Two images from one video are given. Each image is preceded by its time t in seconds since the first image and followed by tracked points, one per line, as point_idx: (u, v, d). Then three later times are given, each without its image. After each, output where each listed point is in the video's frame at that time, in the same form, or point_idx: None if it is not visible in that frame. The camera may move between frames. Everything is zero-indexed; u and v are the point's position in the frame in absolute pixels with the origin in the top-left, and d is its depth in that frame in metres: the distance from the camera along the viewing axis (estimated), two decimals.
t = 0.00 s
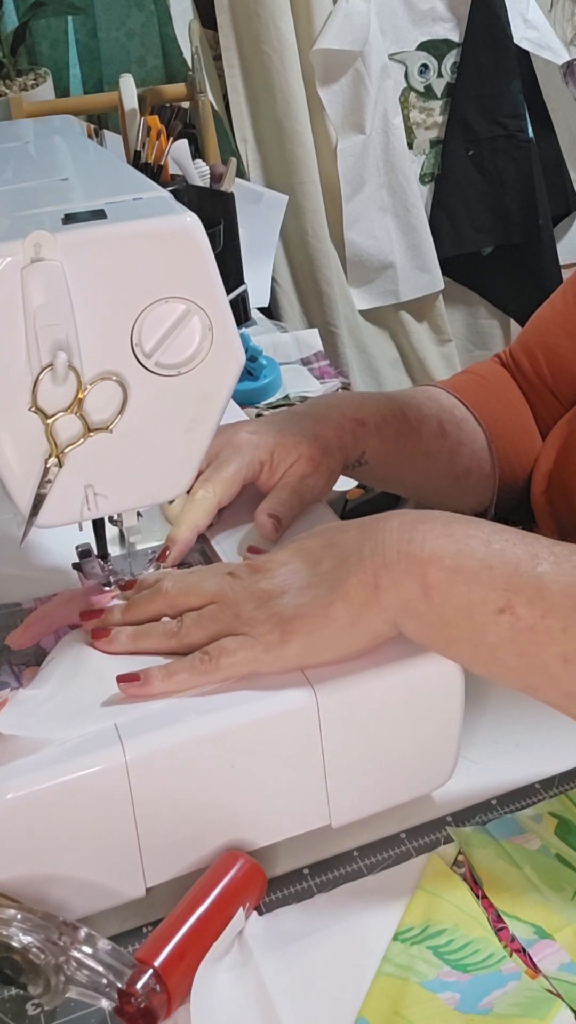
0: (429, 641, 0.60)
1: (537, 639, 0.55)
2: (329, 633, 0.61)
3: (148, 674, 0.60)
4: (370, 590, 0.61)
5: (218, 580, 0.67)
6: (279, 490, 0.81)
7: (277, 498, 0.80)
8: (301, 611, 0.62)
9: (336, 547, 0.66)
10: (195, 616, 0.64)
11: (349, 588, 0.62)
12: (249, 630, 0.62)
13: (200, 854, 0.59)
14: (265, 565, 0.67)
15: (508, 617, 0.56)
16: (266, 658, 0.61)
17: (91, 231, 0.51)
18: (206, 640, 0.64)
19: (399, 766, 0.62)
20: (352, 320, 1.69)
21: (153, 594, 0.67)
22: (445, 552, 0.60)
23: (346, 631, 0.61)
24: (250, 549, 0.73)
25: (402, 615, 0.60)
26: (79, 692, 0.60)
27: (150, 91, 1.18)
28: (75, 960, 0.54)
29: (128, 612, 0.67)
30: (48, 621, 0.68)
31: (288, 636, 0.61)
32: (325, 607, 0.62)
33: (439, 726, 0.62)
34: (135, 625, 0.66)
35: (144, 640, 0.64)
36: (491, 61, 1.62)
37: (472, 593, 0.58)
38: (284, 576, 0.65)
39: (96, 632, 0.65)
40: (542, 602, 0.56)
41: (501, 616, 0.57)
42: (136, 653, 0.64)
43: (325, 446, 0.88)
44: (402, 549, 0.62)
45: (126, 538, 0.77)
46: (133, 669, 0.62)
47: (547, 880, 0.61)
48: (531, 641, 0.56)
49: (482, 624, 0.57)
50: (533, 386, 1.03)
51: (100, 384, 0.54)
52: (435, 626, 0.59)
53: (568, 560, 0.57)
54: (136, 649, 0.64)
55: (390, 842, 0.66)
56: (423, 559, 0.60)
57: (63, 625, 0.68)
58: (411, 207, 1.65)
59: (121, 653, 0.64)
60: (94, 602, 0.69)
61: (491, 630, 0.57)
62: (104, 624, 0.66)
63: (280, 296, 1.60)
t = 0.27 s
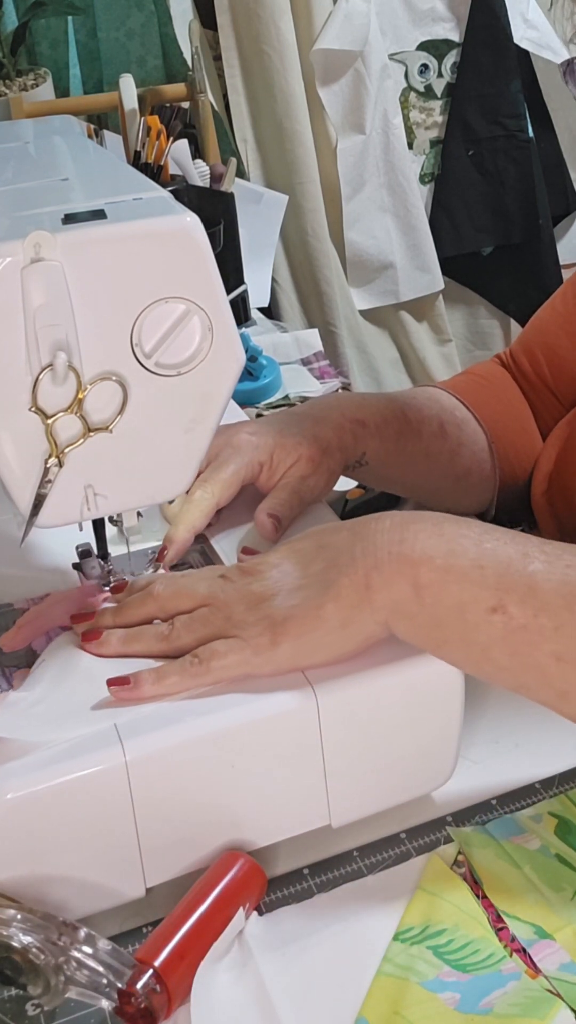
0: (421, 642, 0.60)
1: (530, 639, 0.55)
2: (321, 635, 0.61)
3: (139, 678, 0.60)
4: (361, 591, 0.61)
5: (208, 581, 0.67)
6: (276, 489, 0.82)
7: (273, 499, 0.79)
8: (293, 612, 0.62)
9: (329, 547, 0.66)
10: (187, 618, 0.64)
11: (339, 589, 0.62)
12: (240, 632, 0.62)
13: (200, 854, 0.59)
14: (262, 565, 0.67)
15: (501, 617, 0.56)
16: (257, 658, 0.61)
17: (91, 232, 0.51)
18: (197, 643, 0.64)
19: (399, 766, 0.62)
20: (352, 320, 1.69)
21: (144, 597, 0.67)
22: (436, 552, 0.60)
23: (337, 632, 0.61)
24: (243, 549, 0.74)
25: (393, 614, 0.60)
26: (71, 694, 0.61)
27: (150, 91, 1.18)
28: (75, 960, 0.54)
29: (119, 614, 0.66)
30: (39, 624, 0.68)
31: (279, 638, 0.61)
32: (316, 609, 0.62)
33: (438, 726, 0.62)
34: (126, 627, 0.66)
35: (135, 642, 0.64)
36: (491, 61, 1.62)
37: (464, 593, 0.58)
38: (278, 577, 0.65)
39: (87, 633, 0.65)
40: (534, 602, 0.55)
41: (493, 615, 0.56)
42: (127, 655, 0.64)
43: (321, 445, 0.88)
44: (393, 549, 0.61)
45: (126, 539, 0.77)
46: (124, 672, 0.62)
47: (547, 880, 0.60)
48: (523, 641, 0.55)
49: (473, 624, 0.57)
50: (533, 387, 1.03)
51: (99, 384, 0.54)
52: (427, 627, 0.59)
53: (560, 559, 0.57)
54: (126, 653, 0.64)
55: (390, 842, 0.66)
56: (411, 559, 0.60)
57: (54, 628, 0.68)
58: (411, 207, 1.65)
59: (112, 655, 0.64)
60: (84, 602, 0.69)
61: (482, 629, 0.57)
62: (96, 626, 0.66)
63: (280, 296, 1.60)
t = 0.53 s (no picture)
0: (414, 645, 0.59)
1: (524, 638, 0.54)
2: (313, 638, 0.61)
3: (129, 681, 0.60)
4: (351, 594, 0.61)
5: (199, 585, 0.67)
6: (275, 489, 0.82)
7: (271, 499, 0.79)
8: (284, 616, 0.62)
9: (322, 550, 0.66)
10: (178, 621, 0.65)
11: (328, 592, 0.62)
12: (231, 634, 0.62)
13: (200, 854, 0.59)
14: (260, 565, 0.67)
15: (494, 617, 0.55)
16: (251, 660, 0.60)
17: (91, 232, 0.51)
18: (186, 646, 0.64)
19: (399, 766, 0.62)
20: (352, 320, 1.69)
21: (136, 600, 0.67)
22: (428, 554, 0.60)
23: (328, 634, 0.61)
24: (238, 549, 0.74)
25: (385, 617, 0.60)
26: (61, 694, 0.61)
27: (150, 91, 1.18)
28: (75, 960, 0.54)
29: (111, 616, 0.66)
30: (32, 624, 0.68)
31: (270, 640, 0.61)
32: (306, 610, 0.62)
33: (436, 726, 0.62)
34: (117, 630, 0.66)
35: (126, 646, 0.64)
36: (491, 61, 1.62)
37: (456, 594, 0.57)
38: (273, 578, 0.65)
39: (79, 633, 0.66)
40: (527, 602, 0.55)
41: (487, 616, 0.56)
42: (119, 658, 0.64)
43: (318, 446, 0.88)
44: (385, 552, 0.62)
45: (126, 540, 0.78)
46: (113, 673, 0.62)
47: (547, 880, 0.61)
48: (516, 642, 0.54)
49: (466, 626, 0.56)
50: (532, 386, 1.03)
51: (99, 384, 0.54)
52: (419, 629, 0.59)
53: (552, 560, 0.56)
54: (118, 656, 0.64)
55: (390, 842, 0.66)
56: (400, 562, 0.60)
57: (46, 630, 0.69)
58: (411, 207, 1.65)
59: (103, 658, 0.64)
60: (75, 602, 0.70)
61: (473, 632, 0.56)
62: (86, 628, 0.66)
63: (280, 296, 1.60)
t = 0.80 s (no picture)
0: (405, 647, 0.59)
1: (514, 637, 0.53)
2: (305, 639, 0.60)
3: (115, 685, 0.59)
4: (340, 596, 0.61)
5: (186, 589, 0.67)
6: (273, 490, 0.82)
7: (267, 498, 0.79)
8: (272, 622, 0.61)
9: (312, 554, 0.65)
10: (165, 626, 0.65)
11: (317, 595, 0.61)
12: (218, 639, 0.62)
13: (200, 854, 0.59)
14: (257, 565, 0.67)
15: (483, 618, 0.55)
16: (241, 661, 0.60)
17: (91, 231, 0.51)
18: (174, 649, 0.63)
19: (399, 766, 0.62)
20: (352, 320, 1.69)
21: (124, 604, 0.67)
22: (416, 556, 0.59)
23: (318, 637, 0.60)
24: (230, 556, 0.73)
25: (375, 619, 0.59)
26: (49, 694, 0.61)
27: (150, 91, 1.18)
28: (75, 960, 0.54)
29: (99, 620, 0.66)
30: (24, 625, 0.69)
31: (255, 645, 0.60)
32: (292, 615, 0.61)
33: (436, 727, 0.62)
34: (105, 634, 0.66)
35: (114, 649, 0.64)
36: (491, 61, 1.62)
37: (446, 595, 0.56)
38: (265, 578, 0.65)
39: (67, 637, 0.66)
40: (517, 602, 0.54)
41: (475, 617, 0.55)
42: (106, 661, 0.64)
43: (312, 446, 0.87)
44: (373, 555, 0.61)
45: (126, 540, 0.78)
46: (99, 679, 0.62)
47: (547, 880, 0.61)
48: (507, 641, 0.54)
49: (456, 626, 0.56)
50: (532, 387, 1.03)
51: (100, 384, 0.54)
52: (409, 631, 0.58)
53: (541, 559, 0.56)
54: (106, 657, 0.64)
55: (390, 842, 0.66)
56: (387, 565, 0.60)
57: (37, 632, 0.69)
58: (411, 208, 1.65)
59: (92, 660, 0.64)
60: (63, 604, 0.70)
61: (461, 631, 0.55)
62: (74, 631, 0.66)
63: (280, 296, 1.60)
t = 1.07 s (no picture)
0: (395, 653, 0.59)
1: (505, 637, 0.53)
2: (295, 644, 0.60)
3: (101, 688, 0.59)
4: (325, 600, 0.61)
5: (173, 595, 0.67)
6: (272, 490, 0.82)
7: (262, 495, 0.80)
8: (258, 631, 0.61)
9: (300, 559, 0.64)
10: (152, 631, 0.64)
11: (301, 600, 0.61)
12: (203, 644, 0.62)
13: (200, 854, 0.59)
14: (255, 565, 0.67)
15: (473, 618, 0.54)
16: (236, 661, 0.60)
17: (91, 231, 0.51)
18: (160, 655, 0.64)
19: (399, 767, 0.62)
20: (353, 320, 1.69)
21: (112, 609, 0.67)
22: (404, 559, 0.59)
23: (306, 642, 0.60)
24: (220, 556, 0.73)
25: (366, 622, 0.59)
26: (35, 695, 0.61)
27: (150, 91, 1.18)
28: (75, 960, 0.54)
29: (88, 623, 0.66)
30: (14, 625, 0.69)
31: (242, 651, 0.61)
32: (278, 620, 0.61)
33: (435, 727, 0.62)
34: (93, 637, 0.65)
35: (103, 652, 0.64)
36: (491, 61, 1.61)
37: (436, 597, 0.56)
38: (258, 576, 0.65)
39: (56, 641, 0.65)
40: (506, 602, 0.53)
41: (465, 617, 0.54)
42: (93, 665, 0.64)
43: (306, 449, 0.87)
44: (359, 562, 0.60)
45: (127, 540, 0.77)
46: (84, 682, 0.62)
47: (547, 880, 0.61)
48: (498, 641, 0.53)
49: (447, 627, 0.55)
50: (531, 386, 1.03)
51: (100, 384, 0.54)
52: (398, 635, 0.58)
53: (530, 559, 0.55)
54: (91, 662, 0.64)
55: (390, 842, 0.66)
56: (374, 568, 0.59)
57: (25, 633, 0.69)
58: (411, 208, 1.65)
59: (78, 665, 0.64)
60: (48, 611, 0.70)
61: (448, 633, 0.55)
62: (63, 634, 0.66)
63: (280, 296, 1.60)
